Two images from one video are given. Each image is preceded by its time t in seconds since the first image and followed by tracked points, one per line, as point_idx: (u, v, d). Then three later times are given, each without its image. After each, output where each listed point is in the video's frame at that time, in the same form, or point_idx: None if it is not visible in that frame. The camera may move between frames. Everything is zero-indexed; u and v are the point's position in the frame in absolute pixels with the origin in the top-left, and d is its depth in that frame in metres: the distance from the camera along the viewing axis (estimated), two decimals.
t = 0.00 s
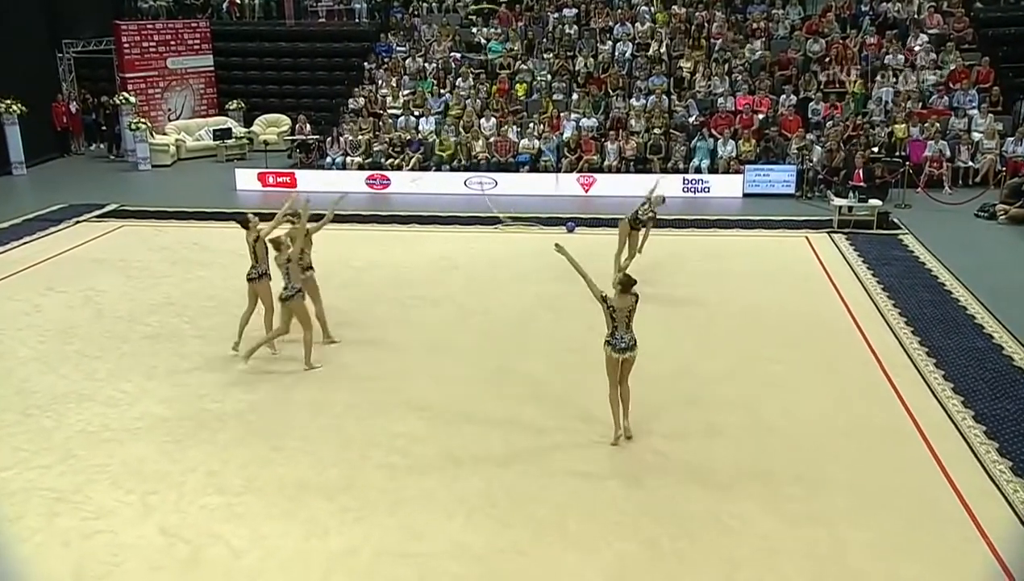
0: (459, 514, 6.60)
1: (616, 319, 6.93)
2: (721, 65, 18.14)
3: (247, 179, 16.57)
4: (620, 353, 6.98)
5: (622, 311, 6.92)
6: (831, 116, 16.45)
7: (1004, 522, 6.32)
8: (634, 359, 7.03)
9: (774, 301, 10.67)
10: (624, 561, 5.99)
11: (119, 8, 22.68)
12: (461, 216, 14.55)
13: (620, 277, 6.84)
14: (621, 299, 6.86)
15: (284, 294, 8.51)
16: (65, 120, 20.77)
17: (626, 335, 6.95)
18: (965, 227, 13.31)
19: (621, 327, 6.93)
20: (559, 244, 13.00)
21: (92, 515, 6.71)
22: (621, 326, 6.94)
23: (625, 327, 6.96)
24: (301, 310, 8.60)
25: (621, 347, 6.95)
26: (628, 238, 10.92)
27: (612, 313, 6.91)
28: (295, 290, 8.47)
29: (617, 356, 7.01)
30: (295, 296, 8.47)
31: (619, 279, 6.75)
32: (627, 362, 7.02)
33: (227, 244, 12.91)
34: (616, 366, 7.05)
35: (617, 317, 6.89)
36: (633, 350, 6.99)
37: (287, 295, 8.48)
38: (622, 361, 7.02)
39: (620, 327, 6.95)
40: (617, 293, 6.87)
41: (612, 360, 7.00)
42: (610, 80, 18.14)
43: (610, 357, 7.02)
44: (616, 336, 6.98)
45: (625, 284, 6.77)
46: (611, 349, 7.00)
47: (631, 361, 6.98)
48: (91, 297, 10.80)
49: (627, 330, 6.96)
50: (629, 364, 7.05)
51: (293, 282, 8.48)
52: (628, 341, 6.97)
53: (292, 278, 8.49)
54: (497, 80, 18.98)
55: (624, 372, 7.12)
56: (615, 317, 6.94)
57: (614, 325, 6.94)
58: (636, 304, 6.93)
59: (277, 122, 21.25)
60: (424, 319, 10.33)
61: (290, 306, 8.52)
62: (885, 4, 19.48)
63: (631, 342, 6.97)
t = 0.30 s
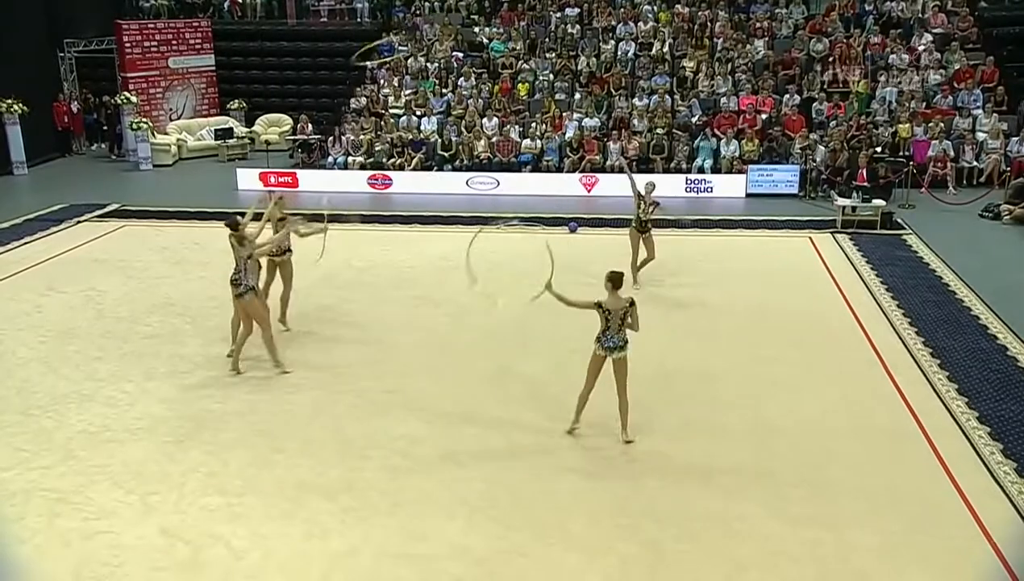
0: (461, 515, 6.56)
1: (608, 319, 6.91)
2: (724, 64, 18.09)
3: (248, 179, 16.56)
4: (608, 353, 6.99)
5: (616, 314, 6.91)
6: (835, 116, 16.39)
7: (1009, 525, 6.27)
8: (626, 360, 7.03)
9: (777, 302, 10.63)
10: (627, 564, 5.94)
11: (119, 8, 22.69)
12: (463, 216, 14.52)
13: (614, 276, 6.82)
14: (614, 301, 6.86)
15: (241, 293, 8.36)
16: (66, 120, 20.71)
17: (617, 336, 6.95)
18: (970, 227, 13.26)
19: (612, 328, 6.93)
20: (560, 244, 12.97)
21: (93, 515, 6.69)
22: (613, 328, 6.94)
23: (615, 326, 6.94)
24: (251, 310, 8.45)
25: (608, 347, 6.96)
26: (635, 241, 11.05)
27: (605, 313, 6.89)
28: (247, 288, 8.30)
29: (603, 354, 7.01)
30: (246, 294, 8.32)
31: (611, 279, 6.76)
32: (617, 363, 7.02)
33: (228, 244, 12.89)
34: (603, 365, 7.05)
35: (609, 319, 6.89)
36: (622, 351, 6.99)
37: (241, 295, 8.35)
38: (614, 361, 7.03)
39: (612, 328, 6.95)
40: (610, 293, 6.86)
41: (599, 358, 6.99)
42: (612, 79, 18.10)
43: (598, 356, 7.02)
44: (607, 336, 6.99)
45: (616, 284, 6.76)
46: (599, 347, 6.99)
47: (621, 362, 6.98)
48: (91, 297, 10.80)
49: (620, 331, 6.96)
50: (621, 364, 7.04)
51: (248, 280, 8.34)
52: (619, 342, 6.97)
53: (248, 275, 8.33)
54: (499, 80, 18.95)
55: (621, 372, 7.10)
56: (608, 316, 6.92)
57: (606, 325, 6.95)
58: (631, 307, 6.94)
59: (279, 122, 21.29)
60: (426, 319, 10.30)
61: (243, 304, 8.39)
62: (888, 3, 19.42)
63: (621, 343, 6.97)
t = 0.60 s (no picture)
0: (465, 516, 6.54)
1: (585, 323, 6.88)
2: (729, 64, 18.06)
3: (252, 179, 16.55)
4: (589, 357, 6.95)
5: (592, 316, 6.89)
6: (841, 116, 16.33)
7: (1016, 526, 6.24)
8: (609, 362, 6.99)
9: (781, 302, 10.59)
10: (632, 564, 5.92)
11: (123, 8, 22.71)
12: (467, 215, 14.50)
13: (588, 279, 6.79)
14: (590, 303, 6.84)
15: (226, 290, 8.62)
16: (71, 119, 20.85)
17: (597, 338, 6.92)
18: (976, 227, 13.20)
19: (591, 332, 6.89)
20: (564, 244, 12.95)
21: (96, 515, 6.68)
22: (590, 332, 6.91)
23: (593, 329, 6.90)
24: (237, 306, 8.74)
25: (589, 351, 6.93)
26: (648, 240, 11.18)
27: (582, 316, 6.86)
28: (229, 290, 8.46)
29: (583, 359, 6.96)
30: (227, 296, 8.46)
31: (587, 281, 6.74)
32: (600, 366, 6.97)
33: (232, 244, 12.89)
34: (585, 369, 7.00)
35: (586, 322, 6.86)
36: (604, 353, 6.96)
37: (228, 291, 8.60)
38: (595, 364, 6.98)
39: (591, 332, 6.91)
40: (586, 295, 6.83)
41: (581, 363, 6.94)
42: (617, 79, 18.08)
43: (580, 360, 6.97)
44: (586, 340, 6.96)
45: (592, 286, 6.74)
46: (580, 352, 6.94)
47: (604, 365, 6.93)
48: (95, 297, 10.80)
49: (598, 334, 6.92)
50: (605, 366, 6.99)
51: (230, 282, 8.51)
52: (600, 344, 6.94)
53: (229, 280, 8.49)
54: (503, 79, 18.94)
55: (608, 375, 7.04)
56: (585, 320, 6.89)
57: (583, 329, 6.91)
58: (607, 309, 6.90)
59: (283, 122, 21.26)
60: (430, 320, 10.28)
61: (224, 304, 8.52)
62: (894, 2, 19.36)
63: (601, 345, 6.94)
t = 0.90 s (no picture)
0: (472, 516, 6.54)
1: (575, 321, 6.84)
2: (736, 64, 18.04)
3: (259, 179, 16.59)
4: (580, 355, 6.92)
5: (583, 314, 6.85)
6: (849, 116, 16.26)
7: None
8: (600, 360, 6.94)
9: (788, 303, 10.55)
10: (639, 565, 5.91)
11: (132, 8, 22.78)
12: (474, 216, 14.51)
13: (579, 277, 6.73)
14: (581, 301, 6.80)
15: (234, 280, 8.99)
16: (79, 119, 20.84)
17: (587, 337, 6.87)
18: (985, 228, 13.15)
19: (581, 330, 6.85)
20: (571, 244, 12.94)
21: (104, 513, 6.70)
22: (581, 330, 6.87)
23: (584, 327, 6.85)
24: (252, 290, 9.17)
25: (580, 349, 6.89)
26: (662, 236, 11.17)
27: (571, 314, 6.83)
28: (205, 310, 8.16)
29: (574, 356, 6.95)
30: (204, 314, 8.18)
31: (576, 280, 6.70)
32: (592, 364, 6.94)
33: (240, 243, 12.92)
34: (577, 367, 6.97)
35: (576, 321, 6.82)
36: (594, 351, 6.91)
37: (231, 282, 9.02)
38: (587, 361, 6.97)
39: (581, 330, 6.87)
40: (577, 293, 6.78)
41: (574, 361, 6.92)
42: (624, 79, 18.06)
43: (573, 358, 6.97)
44: (577, 338, 6.92)
45: (582, 284, 6.69)
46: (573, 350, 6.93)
47: (594, 363, 6.90)
48: (103, 296, 10.83)
49: (589, 332, 6.88)
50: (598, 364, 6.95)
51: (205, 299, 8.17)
52: (590, 341, 6.89)
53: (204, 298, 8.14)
54: (510, 79, 18.93)
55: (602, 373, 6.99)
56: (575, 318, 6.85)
57: (574, 327, 6.87)
58: (598, 307, 6.85)
59: (291, 121, 21.39)
60: (436, 320, 10.28)
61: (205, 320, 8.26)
62: (903, 2, 19.29)
63: (591, 344, 6.89)
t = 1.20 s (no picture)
0: (481, 516, 6.54)
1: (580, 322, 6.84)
2: (746, 64, 18.00)
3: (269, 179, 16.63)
4: (584, 356, 6.92)
5: (588, 316, 6.84)
6: (860, 116, 16.18)
7: None
8: (603, 362, 6.93)
9: (798, 303, 10.51)
10: (648, 565, 5.90)
11: (143, 8, 22.88)
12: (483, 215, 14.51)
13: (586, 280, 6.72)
14: (586, 303, 6.79)
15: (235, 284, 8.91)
16: (90, 119, 20.96)
17: (591, 338, 6.86)
18: (996, 228, 13.08)
19: (586, 331, 6.84)
20: (580, 244, 12.92)
21: (115, 511, 6.74)
22: (586, 331, 6.85)
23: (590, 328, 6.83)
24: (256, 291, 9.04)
25: (583, 350, 6.88)
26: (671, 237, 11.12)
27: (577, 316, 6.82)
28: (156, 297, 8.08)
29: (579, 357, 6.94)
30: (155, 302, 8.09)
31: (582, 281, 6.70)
32: (594, 365, 6.93)
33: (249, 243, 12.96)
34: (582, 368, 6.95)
35: (581, 322, 6.82)
36: (597, 352, 6.90)
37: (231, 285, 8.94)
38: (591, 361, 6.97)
39: (586, 332, 6.86)
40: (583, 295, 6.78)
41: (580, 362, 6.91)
42: (633, 79, 18.03)
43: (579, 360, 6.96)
44: (582, 339, 6.92)
45: (588, 286, 6.70)
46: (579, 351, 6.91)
47: (596, 365, 6.90)
48: (113, 295, 10.88)
49: (593, 333, 6.87)
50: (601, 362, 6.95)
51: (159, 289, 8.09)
52: (594, 343, 6.89)
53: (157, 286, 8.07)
54: (519, 79, 18.93)
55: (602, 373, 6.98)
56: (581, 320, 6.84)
57: (579, 328, 6.87)
58: (603, 309, 6.84)
59: (300, 121, 21.37)
60: (444, 320, 10.28)
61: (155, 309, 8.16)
62: (913, 2, 19.20)
63: (595, 345, 6.88)
